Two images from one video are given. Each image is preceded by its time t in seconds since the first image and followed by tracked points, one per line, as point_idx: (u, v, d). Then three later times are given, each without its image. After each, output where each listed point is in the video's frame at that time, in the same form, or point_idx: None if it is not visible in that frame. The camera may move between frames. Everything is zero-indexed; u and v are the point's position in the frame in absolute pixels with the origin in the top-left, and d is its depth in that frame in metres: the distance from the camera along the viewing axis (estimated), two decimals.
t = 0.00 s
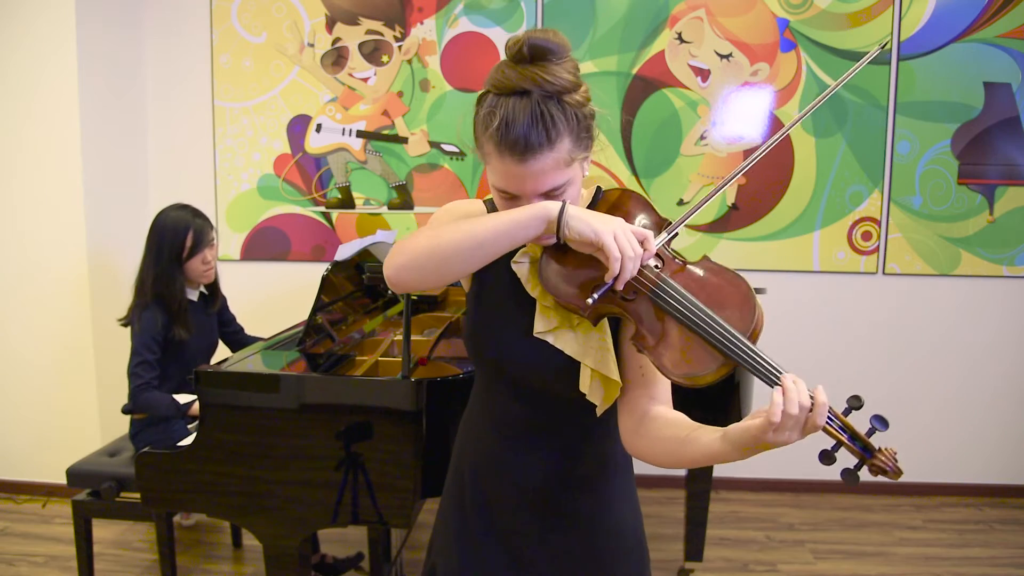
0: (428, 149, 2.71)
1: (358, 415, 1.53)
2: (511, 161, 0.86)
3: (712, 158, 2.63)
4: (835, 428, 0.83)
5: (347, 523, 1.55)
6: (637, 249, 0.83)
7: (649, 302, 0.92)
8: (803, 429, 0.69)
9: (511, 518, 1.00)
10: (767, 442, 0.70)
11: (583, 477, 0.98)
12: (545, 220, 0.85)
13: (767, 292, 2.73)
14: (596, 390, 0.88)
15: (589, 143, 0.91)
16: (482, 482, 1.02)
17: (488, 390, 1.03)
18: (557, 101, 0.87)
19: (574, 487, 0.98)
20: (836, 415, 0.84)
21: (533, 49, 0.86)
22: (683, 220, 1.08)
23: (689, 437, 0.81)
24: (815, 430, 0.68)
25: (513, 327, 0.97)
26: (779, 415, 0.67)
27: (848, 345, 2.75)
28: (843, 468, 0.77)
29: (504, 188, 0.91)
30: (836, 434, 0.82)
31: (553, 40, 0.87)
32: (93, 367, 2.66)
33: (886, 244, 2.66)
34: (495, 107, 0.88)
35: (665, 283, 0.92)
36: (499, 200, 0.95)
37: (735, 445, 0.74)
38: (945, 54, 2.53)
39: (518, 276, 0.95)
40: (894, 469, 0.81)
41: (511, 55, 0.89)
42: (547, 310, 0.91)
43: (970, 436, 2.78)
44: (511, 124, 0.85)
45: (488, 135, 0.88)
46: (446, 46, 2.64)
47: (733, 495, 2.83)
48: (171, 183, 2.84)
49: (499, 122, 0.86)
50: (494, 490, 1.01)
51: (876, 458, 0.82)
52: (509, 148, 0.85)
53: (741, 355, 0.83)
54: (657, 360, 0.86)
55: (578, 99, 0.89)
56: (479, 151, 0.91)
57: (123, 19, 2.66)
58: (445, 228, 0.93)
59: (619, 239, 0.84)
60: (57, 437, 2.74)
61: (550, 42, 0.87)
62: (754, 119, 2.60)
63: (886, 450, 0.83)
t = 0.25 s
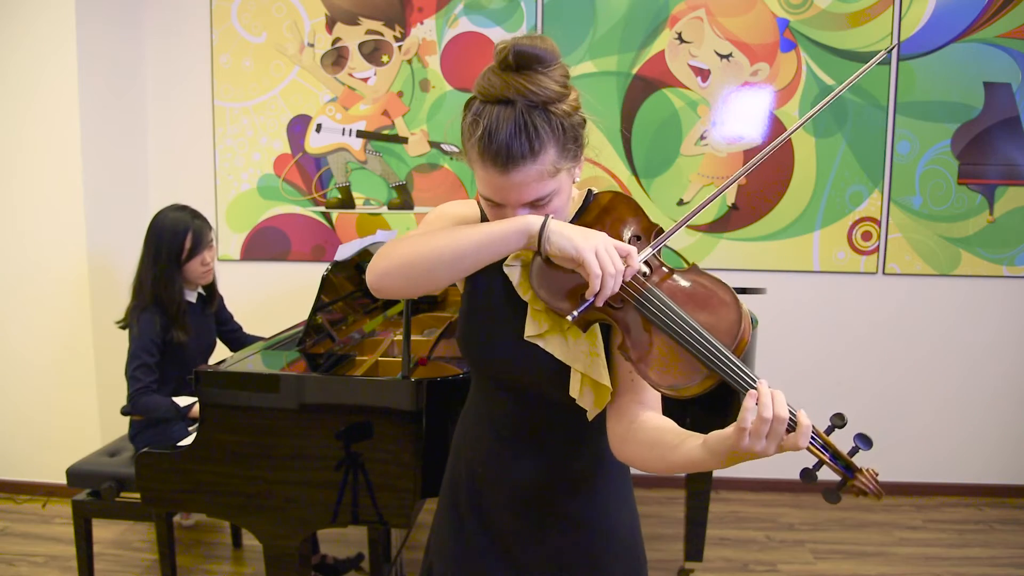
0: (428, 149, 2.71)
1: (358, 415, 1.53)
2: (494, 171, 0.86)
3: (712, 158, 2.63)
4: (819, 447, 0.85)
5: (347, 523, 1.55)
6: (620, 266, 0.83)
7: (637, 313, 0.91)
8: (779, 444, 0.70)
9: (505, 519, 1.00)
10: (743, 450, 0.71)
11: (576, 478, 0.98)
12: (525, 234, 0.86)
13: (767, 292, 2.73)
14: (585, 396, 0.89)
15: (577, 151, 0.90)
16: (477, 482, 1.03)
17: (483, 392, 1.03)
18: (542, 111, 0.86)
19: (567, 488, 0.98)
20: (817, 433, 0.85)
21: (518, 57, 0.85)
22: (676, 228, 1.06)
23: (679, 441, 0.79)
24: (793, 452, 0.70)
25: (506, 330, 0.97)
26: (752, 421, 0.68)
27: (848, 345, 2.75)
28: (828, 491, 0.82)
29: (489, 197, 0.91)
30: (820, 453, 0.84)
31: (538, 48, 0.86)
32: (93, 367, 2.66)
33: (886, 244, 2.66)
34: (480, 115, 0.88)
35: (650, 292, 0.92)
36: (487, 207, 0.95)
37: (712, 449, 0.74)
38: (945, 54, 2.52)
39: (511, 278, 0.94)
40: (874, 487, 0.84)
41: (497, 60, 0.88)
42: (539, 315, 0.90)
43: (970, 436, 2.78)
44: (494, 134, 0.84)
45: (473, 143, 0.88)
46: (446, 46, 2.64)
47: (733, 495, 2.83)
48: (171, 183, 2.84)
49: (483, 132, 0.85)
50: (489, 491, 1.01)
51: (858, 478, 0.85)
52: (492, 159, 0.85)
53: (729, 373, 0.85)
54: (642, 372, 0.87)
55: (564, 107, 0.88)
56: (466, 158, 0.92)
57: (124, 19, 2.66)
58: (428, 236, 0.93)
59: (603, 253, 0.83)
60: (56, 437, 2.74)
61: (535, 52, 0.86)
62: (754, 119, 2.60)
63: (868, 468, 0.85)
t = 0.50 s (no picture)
0: (428, 149, 2.71)
1: (358, 415, 1.53)
2: (487, 172, 0.85)
3: (712, 158, 2.63)
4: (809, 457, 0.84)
5: (347, 522, 1.55)
6: (593, 284, 0.81)
7: (628, 316, 0.93)
8: (768, 454, 0.69)
9: (500, 521, 1.00)
10: (731, 458, 0.70)
11: (571, 481, 0.98)
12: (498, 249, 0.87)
13: (767, 292, 2.73)
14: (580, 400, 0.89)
15: (570, 153, 0.89)
16: (473, 483, 1.04)
17: (481, 393, 1.04)
18: (535, 112, 0.86)
19: (562, 491, 0.98)
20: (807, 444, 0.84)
21: (511, 56, 0.85)
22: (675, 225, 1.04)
23: (671, 447, 0.79)
24: (783, 464, 0.72)
25: (500, 334, 0.97)
26: (742, 430, 0.67)
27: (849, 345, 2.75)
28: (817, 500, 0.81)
29: (482, 199, 0.89)
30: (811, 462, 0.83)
31: (531, 48, 0.86)
32: (93, 367, 2.66)
33: (886, 243, 2.66)
34: (473, 115, 0.87)
35: (643, 295, 0.94)
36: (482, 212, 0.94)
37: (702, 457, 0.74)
38: (945, 54, 2.53)
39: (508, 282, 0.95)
40: (863, 500, 0.83)
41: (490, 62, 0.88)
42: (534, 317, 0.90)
43: (970, 436, 2.78)
44: (487, 135, 0.84)
45: (466, 145, 0.88)
46: (446, 46, 2.64)
47: (733, 495, 2.83)
48: (171, 183, 2.84)
49: (475, 133, 0.85)
50: (484, 493, 1.02)
51: (847, 488, 0.84)
52: (484, 160, 0.85)
53: (717, 377, 0.85)
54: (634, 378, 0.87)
55: (558, 108, 0.88)
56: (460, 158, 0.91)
57: (124, 18, 2.66)
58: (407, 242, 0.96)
59: (577, 270, 0.82)
60: (56, 437, 2.74)
61: (527, 52, 0.86)
62: (754, 119, 2.60)
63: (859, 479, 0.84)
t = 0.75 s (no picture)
0: (428, 149, 2.71)
1: (357, 415, 1.53)
2: (481, 170, 0.84)
3: (713, 158, 2.63)
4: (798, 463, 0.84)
5: (347, 522, 1.55)
6: (555, 298, 0.79)
7: (621, 314, 0.95)
8: (757, 458, 0.69)
9: (496, 520, 1.01)
10: (719, 461, 0.70)
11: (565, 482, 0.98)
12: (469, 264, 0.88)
13: (767, 292, 2.73)
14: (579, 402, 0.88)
15: (565, 152, 0.89)
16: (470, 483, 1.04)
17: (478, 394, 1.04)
18: (530, 109, 0.86)
19: (556, 492, 0.98)
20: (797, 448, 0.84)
21: (505, 53, 0.85)
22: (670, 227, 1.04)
23: (664, 448, 0.78)
24: (772, 470, 0.70)
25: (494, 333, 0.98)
26: (729, 432, 0.67)
27: (849, 345, 2.75)
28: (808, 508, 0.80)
29: (476, 198, 0.88)
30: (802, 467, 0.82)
31: (526, 45, 0.86)
32: (93, 367, 2.66)
33: (886, 244, 2.66)
34: (467, 113, 0.87)
35: (636, 294, 0.95)
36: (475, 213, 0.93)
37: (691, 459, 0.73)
38: (945, 54, 2.53)
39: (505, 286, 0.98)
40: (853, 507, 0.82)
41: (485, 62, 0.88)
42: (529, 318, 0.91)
43: (970, 436, 2.78)
44: (481, 132, 0.84)
45: (460, 142, 0.87)
46: (446, 46, 2.64)
47: (733, 495, 2.83)
48: (171, 183, 2.84)
49: (469, 130, 0.85)
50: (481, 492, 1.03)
51: (836, 494, 0.84)
52: (478, 158, 0.84)
53: (704, 376, 0.85)
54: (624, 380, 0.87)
55: (553, 106, 0.88)
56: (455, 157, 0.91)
57: (124, 18, 2.66)
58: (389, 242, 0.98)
59: (542, 283, 0.80)
60: (56, 437, 2.75)
61: (519, 49, 0.86)
62: (754, 119, 2.60)
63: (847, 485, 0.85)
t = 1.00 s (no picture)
0: (428, 149, 2.71)
1: (357, 415, 1.53)
2: (474, 166, 0.84)
3: (713, 158, 2.63)
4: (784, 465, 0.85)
5: (347, 522, 1.55)
6: (505, 313, 0.78)
7: (611, 314, 0.94)
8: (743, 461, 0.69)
9: (495, 519, 1.00)
10: (706, 463, 0.70)
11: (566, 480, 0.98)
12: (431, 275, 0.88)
13: (767, 292, 2.72)
14: (573, 399, 0.89)
15: (561, 150, 0.88)
16: (470, 482, 1.04)
17: (479, 392, 1.05)
18: (525, 106, 0.86)
19: (556, 490, 0.98)
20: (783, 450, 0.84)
21: (500, 50, 0.86)
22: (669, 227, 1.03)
23: (654, 448, 0.79)
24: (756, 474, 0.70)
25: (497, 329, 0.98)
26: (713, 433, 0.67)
27: (849, 345, 2.75)
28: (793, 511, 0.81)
29: (471, 196, 0.88)
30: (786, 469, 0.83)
31: (521, 42, 0.87)
32: (93, 367, 2.66)
33: (886, 244, 2.66)
34: (462, 110, 0.87)
35: (628, 293, 0.94)
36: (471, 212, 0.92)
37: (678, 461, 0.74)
38: (945, 54, 2.53)
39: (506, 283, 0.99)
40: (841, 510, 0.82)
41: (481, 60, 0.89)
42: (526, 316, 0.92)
43: (969, 437, 2.78)
44: (475, 128, 0.84)
45: (454, 140, 0.87)
46: (446, 46, 2.64)
47: (733, 495, 2.83)
48: (171, 183, 2.84)
49: (464, 127, 0.85)
50: (480, 491, 1.02)
51: (824, 497, 0.84)
52: (472, 153, 0.84)
53: (694, 375, 0.84)
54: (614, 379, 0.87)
55: (548, 103, 0.88)
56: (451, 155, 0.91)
57: (124, 18, 2.66)
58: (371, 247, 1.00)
59: (493, 299, 0.79)
60: (56, 437, 2.75)
61: (513, 46, 0.86)
62: (754, 118, 2.60)
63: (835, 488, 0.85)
